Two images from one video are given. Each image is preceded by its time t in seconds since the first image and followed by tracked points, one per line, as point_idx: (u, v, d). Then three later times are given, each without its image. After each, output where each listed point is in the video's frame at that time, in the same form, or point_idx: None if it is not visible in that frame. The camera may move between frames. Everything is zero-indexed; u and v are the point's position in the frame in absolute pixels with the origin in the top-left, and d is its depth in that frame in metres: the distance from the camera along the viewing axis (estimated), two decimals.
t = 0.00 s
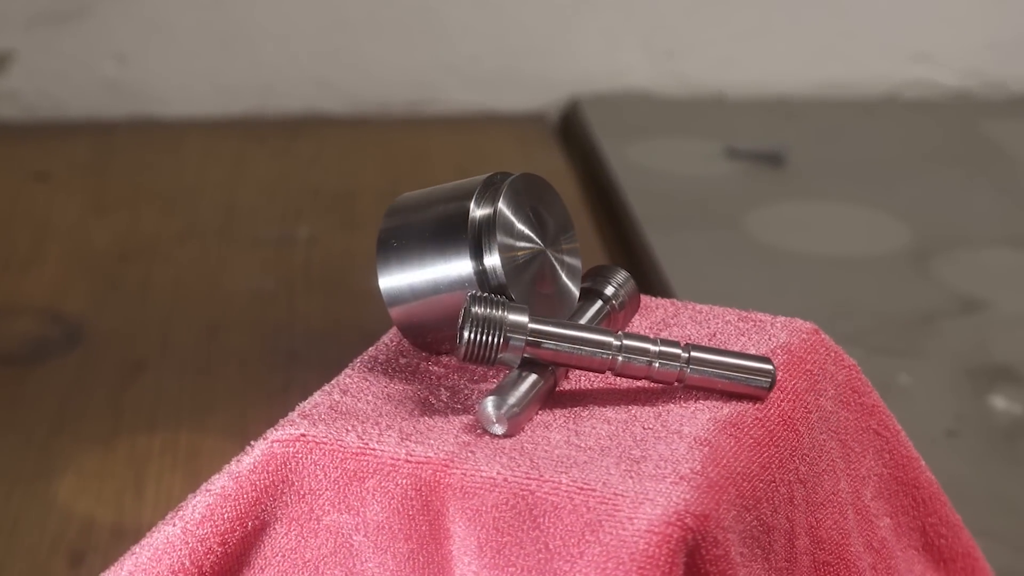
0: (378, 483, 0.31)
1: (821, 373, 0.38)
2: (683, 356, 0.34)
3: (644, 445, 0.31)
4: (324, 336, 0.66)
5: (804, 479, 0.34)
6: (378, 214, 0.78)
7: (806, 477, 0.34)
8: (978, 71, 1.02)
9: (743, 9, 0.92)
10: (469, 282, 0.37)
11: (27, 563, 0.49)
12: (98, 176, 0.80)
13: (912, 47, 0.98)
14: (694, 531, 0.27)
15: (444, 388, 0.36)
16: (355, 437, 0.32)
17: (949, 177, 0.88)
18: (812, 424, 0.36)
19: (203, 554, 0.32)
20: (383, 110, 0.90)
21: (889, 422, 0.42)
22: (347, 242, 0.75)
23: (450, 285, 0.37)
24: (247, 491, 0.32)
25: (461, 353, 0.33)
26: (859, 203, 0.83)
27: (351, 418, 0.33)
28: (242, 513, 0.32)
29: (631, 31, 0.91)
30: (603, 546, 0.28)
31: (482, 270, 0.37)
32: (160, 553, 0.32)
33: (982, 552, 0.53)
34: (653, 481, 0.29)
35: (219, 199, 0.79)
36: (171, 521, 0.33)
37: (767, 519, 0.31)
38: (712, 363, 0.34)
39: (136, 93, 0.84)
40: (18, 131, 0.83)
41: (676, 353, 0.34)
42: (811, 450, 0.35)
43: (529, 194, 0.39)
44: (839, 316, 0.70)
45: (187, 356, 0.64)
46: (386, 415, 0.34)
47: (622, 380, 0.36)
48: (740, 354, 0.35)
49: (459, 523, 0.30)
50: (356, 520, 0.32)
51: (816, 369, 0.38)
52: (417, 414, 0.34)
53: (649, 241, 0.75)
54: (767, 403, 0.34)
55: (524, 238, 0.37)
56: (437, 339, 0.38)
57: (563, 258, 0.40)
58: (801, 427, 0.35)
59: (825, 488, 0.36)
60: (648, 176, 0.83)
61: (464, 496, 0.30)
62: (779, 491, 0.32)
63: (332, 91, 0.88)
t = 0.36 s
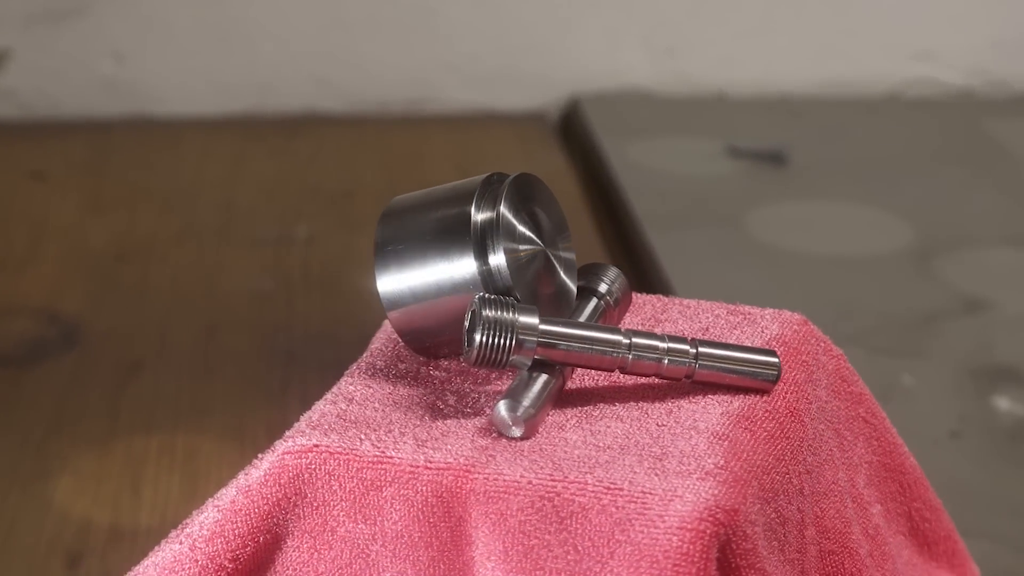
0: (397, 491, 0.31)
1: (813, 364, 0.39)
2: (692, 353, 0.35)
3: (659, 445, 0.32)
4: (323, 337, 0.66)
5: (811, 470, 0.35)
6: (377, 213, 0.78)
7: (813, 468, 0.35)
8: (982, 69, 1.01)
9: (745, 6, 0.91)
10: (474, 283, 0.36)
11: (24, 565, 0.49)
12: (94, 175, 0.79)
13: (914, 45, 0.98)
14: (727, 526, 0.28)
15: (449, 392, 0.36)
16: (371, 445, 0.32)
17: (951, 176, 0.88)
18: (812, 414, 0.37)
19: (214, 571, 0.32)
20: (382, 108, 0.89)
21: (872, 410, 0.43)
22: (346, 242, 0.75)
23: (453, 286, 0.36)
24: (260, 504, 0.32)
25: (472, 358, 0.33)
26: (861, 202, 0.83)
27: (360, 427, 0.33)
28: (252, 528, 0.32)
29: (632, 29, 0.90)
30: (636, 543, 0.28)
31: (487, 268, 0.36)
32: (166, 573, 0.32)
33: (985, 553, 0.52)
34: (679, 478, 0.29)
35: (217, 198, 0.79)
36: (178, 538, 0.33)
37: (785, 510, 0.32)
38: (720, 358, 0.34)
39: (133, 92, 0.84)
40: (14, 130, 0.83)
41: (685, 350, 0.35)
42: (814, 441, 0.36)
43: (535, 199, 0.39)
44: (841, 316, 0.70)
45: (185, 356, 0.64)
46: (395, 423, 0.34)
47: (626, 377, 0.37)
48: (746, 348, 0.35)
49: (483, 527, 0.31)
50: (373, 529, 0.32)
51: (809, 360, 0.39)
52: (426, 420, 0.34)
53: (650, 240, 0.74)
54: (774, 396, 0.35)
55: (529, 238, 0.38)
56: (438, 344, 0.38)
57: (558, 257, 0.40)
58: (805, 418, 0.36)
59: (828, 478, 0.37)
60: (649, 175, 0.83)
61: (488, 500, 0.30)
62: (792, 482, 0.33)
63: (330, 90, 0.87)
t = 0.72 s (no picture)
0: (418, 499, 0.31)
1: (806, 354, 0.40)
2: (699, 348, 0.35)
3: (675, 443, 0.32)
4: (322, 336, 0.65)
5: (819, 462, 0.35)
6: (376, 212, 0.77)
7: (821, 461, 0.36)
8: (984, 68, 1.01)
9: (746, 4, 0.91)
10: (480, 284, 0.36)
11: (19, 566, 0.48)
12: (92, 174, 0.79)
13: (917, 44, 0.97)
14: (759, 520, 0.29)
15: (454, 395, 0.36)
16: (388, 453, 0.31)
17: (954, 176, 0.87)
18: (813, 405, 0.37)
19: None
20: (381, 107, 0.89)
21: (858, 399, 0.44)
22: (345, 242, 0.74)
23: (460, 285, 0.36)
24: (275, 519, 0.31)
25: (486, 360, 0.33)
26: (863, 201, 0.82)
27: (372, 435, 0.33)
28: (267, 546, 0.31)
29: (632, 27, 0.90)
30: (670, 541, 0.29)
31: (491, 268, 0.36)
32: None
33: (990, 555, 0.52)
34: (705, 476, 0.30)
35: (215, 198, 0.78)
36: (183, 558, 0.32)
37: (802, 501, 0.33)
38: (726, 353, 0.35)
39: (130, 91, 0.83)
40: (11, 129, 0.82)
41: (692, 346, 0.35)
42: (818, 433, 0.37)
43: (528, 193, 0.39)
44: (843, 316, 0.69)
45: (182, 357, 0.63)
46: (406, 429, 0.33)
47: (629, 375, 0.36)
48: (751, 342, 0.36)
49: (511, 532, 0.30)
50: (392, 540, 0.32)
51: (801, 350, 0.39)
52: (437, 425, 0.34)
53: (651, 239, 0.73)
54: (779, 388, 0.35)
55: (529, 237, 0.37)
56: (438, 349, 0.37)
57: (557, 254, 0.39)
58: (809, 410, 0.36)
59: (831, 468, 0.37)
60: (650, 174, 0.82)
61: (515, 505, 0.30)
62: (806, 474, 0.33)
63: (328, 88, 0.87)
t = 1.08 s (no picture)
0: (440, 506, 0.31)
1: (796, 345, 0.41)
2: (704, 343, 0.35)
3: (690, 440, 0.32)
4: (319, 337, 0.65)
5: (824, 453, 0.36)
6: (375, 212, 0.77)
7: (825, 452, 0.36)
8: (989, 66, 1.00)
9: (748, 2, 0.90)
10: (484, 284, 0.35)
11: (16, 569, 0.48)
12: (89, 173, 0.78)
13: (921, 42, 0.96)
14: (787, 512, 0.29)
15: (456, 397, 0.36)
16: (406, 461, 0.31)
17: (957, 175, 0.87)
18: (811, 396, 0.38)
19: None
20: (380, 106, 0.88)
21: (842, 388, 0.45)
22: (343, 241, 0.74)
23: (464, 285, 0.36)
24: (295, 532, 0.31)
25: (500, 364, 0.32)
26: (867, 201, 0.82)
27: (387, 442, 0.32)
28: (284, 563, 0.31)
29: (633, 25, 0.89)
30: (700, 538, 0.29)
31: (500, 268, 0.35)
32: None
33: (993, 558, 0.51)
34: (728, 473, 0.30)
35: (212, 197, 0.78)
36: None
37: (817, 491, 0.33)
38: (729, 348, 0.35)
39: (128, 89, 0.83)
40: (8, 128, 0.82)
41: (698, 342, 0.35)
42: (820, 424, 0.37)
43: (524, 197, 0.38)
44: (845, 316, 0.69)
45: (179, 357, 0.63)
46: (419, 434, 0.33)
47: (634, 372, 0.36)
48: (754, 336, 0.36)
49: (537, 535, 0.31)
50: (413, 549, 0.31)
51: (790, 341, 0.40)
52: (449, 428, 0.34)
53: (652, 239, 0.73)
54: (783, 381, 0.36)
55: (530, 238, 0.37)
56: (439, 352, 0.37)
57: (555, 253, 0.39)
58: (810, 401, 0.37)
59: (831, 458, 0.38)
60: (651, 173, 0.82)
61: (540, 507, 0.30)
62: (817, 465, 0.34)
63: (327, 86, 0.86)
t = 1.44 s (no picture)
0: (465, 512, 0.31)
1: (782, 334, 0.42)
2: (710, 339, 0.35)
3: (705, 437, 0.33)
4: (318, 338, 0.64)
5: (826, 444, 0.37)
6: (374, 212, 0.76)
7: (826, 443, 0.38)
8: (992, 64, 0.99)
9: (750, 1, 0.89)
10: (491, 285, 0.35)
11: (13, 570, 0.48)
12: (86, 172, 0.78)
13: (924, 40, 0.96)
14: (812, 503, 0.31)
15: (462, 399, 0.36)
16: (427, 467, 0.32)
17: (960, 175, 0.86)
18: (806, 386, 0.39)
19: None
20: (380, 105, 0.87)
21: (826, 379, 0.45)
22: (342, 240, 0.73)
23: (469, 285, 0.35)
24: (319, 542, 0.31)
25: (514, 369, 0.32)
26: (869, 201, 0.81)
27: (404, 448, 0.33)
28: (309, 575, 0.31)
29: (634, 23, 0.88)
30: (731, 532, 0.30)
31: (509, 267, 0.35)
32: None
33: (996, 559, 0.51)
34: (751, 467, 0.31)
35: (209, 197, 0.77)
36: None
37: (830, 481, 0.35)
38: (732, 342, 0.35)
39: (125, 88, 0.82)
40: (4, 127, 0.81)
41: (703, 337, 0.35)
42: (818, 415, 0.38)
43: (523, 198, 0.38)
44: (847, 316, 0.68)
45: (176, 357, 0.62)
46: (435, 438, 0.33)
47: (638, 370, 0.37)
48: (753, 329, 0.36)
49: (566, 536, 0.31)
50: (438, 555, 0.32)
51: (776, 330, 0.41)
52: (463, 430, 0.34)
53: (653, 238, 0.72)
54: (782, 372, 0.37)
55: (531, 238, 0.36)
56: (443, 355, 0.37)
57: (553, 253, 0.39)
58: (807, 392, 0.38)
59: (828, 448, 0.39)
60: (651, 171, 0.81)
61: (567, 509, 0.31)
62: (825, 456, 0.35)
63: (326, 85, 0.85)
